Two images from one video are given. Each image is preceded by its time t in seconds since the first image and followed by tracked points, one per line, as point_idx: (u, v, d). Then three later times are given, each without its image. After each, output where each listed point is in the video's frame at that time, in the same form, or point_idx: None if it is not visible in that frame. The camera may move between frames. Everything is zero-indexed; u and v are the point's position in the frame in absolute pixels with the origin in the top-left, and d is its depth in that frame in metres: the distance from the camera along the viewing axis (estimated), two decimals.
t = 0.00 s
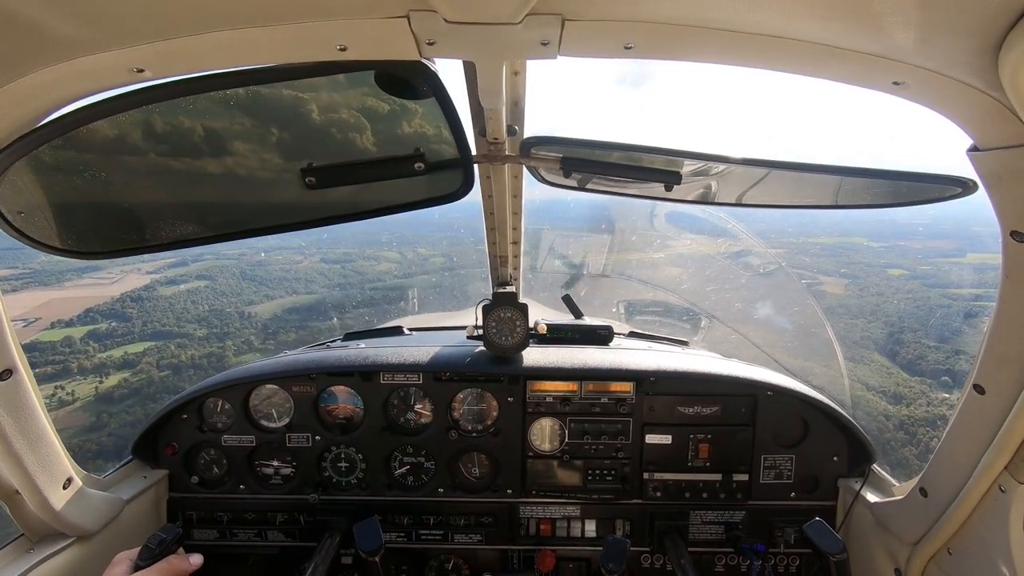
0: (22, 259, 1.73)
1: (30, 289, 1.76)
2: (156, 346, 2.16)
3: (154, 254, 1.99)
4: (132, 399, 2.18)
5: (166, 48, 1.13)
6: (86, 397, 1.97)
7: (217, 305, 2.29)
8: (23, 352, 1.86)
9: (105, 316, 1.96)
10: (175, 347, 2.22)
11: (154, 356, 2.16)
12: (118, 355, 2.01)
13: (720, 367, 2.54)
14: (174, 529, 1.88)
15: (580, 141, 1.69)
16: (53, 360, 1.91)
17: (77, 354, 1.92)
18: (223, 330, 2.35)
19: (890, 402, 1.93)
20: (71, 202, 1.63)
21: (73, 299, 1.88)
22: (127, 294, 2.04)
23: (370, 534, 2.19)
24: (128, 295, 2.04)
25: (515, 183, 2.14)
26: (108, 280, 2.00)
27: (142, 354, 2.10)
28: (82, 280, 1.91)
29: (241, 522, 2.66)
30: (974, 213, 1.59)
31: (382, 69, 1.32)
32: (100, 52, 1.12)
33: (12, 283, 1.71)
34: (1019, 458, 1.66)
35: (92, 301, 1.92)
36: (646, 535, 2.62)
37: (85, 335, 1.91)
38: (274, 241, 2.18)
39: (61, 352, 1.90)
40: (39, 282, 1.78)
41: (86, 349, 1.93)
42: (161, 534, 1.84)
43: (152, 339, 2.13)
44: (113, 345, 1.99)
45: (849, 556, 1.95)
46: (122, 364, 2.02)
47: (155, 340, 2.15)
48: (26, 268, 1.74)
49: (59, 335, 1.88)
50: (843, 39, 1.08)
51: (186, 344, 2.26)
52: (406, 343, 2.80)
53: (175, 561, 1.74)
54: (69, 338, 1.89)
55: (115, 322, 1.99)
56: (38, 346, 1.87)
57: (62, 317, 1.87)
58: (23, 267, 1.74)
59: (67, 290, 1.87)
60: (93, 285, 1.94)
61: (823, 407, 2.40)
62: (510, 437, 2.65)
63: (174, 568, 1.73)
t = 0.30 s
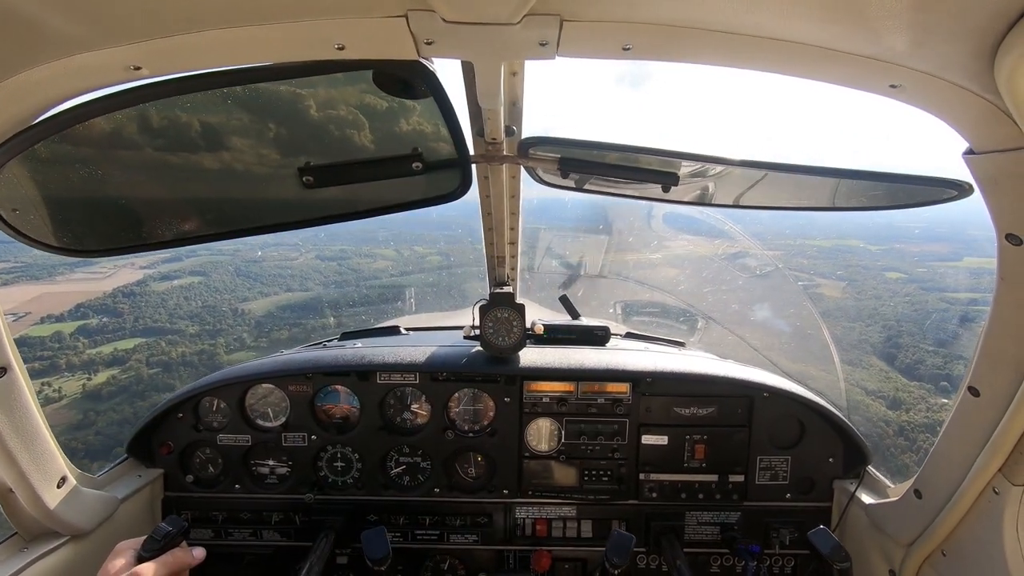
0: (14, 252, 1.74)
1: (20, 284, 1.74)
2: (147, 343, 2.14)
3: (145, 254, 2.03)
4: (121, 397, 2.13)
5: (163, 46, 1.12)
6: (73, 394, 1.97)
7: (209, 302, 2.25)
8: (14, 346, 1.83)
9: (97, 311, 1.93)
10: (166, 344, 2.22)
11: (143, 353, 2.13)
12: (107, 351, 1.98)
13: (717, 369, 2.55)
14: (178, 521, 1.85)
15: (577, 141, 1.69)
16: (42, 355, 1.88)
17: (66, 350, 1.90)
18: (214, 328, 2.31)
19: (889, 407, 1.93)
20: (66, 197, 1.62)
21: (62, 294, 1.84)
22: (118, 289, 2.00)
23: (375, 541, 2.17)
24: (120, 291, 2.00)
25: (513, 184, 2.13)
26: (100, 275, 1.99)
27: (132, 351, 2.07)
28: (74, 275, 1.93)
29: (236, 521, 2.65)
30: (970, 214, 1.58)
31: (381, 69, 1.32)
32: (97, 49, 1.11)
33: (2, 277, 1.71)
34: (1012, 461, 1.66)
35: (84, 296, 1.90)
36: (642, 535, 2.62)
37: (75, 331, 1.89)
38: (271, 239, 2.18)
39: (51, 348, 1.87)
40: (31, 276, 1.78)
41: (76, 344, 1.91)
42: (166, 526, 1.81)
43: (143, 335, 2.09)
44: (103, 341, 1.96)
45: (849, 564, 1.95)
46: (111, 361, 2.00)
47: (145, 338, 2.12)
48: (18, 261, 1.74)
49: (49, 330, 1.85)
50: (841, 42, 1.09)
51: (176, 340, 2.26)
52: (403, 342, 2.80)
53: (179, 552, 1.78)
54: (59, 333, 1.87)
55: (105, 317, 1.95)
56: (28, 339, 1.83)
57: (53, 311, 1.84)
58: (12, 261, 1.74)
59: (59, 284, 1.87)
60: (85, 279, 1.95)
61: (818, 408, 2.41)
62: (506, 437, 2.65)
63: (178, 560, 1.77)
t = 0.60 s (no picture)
0: (8, 248, 1.74)
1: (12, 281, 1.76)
2: (139, 343, 2.15)
3: (146, 243, 2.00)
4: (111, 397, 2.15)
5: (163, 35, 1.12)
6: (62, 394, 1.97)
7: (203, 300, 2.27)
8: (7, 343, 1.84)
9: (90, 309, 1.92)
10: (158, 343, 2.22)
11: (135, 353, 2.15)
12: (96, 351, 1.99)
13: (711, 372, 2.55)
14: (162, 516, 1.86)
15: (576, 141, 1.69)
16: (32, 353, 1.89)
17: (56, 348, 1.90)
18: (211, 324, 2.32)
19: (889, 410, 1.92)
20: (62, 186, 1.61)
21: (54, 292, 1.84)
22: (110, 288, 2.00)
23: (359, 533, 2.17)
24: (112, 289, 2.00)
25: (512, 182, 2.13)
26: (96, 271, 1.98)
27: (123, 350, 2.08)
28: (69, 272, 1.91)
29: (226, 513, 2.65)
30: (967, 220, 1.58)
31: (382, 63, 1.31)
32: (97, 37, 1.11)
33: None
34: (1002, 470, 1.67)
35: (76, 295, 1.89)
36: (632, 536, 2.63)
37: (66, 329, 1.88)
38: (268, 233, 2.17)
39: (42, 346, 1.88)
40: (24, 273, 1.79)
41: (68, 342, 1.91)
42: (150, 520, 1.81)
43: (135, 333, 2.11)
44: (95, 339, 1.96)
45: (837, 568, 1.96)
46: (101, 359, 2.02)
47: (138, 335, 2.13)
48: (11, 258, 1.75)
49: (39, 328, 1.84)
50: (841, 50, 1.09)
51: (169, 340, 2.24)
52: (397, 338, 2.80)
53: (163, 548, 1.78)
54: (50, 331, 1.86)
55: (98, 316, 1.95)
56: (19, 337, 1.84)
57: (44, 309, 1.81)
58: (8, 257, 1.74)
59: (53, 282, 1.85)
60: (81, 276, 1.94)
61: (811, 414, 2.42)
62: (499, 435, 2.65)
63: (162, 555, 1.76)
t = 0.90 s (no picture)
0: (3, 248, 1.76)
1: (6, 281, 1.77)
2: (133, 344, 2.12)
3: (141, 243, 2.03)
4: (103, 400, 2.13)
5: (159, 31, 1.11)
6: (53, 397, 1.95)
7: (200, 301, 2.29)
8: None
9: (83, 311, 1.90)
10: (152, 345, 2.21)
11: (128, 355, 2.11)
12: (88, 353, 1.95)
13: (707, 371, 2.56)
14: (153, 516, 1.86)
15: (572, 140, 1.69)
16: (24, 356, 1.84)
17: (49, 351, 1.86)
18: (206, 326, 2.34)
19: (892, 411, 1.91)
20: (57, 184, 1.60)
21: (49, 293, 1.83)
22: (104, 290, 1.97)
23: (352, 527, 2.17)
24: (107, 291, 1.98)
25: (509, 181, 2.13)
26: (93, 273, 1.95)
27: (116, 352, 2.05)
28: (64, 272, 1.90)
29: (221, 512, 2.64)
30: (961, 222, 1.59)
31: (379, 61, 1.31)
32: (92, 32, 1.10)
33: None
34: (995, 469, 1.68)
35: (70, 295, 1.88)
36: (627, 535, 2.63)
37: (60, 331, 1.87)
38: (263, 232, 2.16)
39: (35, 349, 1.83)
40: (18, 273, 1.80)
41: (60, 345, 1.88)
42: (141, 521, 1.81)
43: (129, 335, 2.08)
44: (88, 341, 1.94)
45: (829, 564, 1.98)
46: (94, 362, 1.98)
47: (132, 338, 2.10)
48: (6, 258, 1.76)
49: (32, 329, 1.81)
50: (838, 50, 1.10)
51: (163, 342, 2.25)
52: (393, 337, 2.79)
53: (155, 548, 1.77)
54: (44, 333, 1.83)
55: (92, 317, 1.93)
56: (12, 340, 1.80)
57: (38, 310, 1.80)
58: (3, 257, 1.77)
59: (48, 282, 1.85)
60: (75, 277, 1.91)
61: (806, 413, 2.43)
62: (495, 434, 2.65)
63: (154, 555, 1.76)
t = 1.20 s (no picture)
0: None
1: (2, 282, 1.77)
2: (127, 346, 2.08)
3: (139, 245, 2.01)
4: (97, 404, 2.07)
5: (155, 33, 1.11)
6: (45, 400, 1.97)
7: (197, 302, 2.28)
8: None
9: (79, 312, 1.88)
10: (146, 347, 2.16)
11: (121, 357, 2.07)
12: (85, 354, 1.94)
13: (707, 368, 2.56)
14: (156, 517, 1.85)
15: (570, 138, 1.69)
16: (19, 358, 1.88)
17: (43, 353, 1.86)
18: (201, 327, 2.32)
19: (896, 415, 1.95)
20: (55, 187, 1.60)
21: (43, 294, 1.81)
22: (99, 291, 1.97)
23: (353, 530, 2.16)
24: (103, 292, 1.98)
25: (507, 179, 2.14)
26: (89, 274, 1.96)
27: (109, 354, 2.02)
28: (61, 274, 1.89)
29: (223, 514, 2.64)
30: (959, 218, 1.59)
31: (375, 61, 1.30)
32: (88, 35, 1.10)
33: None
34: (995, 462, 1.68)
35: (65, 296, 1.85)
36: (629, 532, 2.64)
37: (54, 333, 1.85)
38: (262, 232, 2.16)
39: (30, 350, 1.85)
40: (14, 275, 1.79)
41: (55, 346, 1.87)
42: (143, 523, 1.80)
43: (124, 336, 2.06)
44: (83, 343, 1.92)
45: (830, 560, 1.98)
46: (88, 364, 1.97)
47: (126, 340, 2.07)
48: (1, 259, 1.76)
49: (25, 331, 1.80)
50: (835, 46, 1.10)
51: (158, 344, 2.20)
52: (392, 337, 2.79)
53: (157, 549, 1.77)
54: (37, 335, 1.82)
55: (87, 318, 1.91)
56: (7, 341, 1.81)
57: (33, 312, 1.79)
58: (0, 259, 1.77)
59: (43, 283, 1.83)
60: (72, 277, 1.91)
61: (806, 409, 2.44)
62: (495, 433, 2.65)
63: (157, 557, 1.76)
